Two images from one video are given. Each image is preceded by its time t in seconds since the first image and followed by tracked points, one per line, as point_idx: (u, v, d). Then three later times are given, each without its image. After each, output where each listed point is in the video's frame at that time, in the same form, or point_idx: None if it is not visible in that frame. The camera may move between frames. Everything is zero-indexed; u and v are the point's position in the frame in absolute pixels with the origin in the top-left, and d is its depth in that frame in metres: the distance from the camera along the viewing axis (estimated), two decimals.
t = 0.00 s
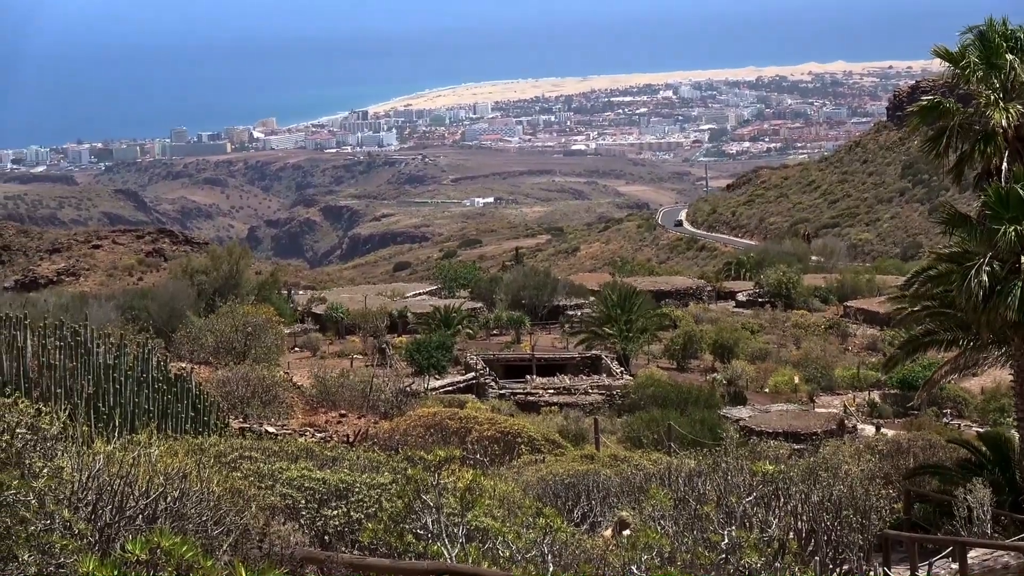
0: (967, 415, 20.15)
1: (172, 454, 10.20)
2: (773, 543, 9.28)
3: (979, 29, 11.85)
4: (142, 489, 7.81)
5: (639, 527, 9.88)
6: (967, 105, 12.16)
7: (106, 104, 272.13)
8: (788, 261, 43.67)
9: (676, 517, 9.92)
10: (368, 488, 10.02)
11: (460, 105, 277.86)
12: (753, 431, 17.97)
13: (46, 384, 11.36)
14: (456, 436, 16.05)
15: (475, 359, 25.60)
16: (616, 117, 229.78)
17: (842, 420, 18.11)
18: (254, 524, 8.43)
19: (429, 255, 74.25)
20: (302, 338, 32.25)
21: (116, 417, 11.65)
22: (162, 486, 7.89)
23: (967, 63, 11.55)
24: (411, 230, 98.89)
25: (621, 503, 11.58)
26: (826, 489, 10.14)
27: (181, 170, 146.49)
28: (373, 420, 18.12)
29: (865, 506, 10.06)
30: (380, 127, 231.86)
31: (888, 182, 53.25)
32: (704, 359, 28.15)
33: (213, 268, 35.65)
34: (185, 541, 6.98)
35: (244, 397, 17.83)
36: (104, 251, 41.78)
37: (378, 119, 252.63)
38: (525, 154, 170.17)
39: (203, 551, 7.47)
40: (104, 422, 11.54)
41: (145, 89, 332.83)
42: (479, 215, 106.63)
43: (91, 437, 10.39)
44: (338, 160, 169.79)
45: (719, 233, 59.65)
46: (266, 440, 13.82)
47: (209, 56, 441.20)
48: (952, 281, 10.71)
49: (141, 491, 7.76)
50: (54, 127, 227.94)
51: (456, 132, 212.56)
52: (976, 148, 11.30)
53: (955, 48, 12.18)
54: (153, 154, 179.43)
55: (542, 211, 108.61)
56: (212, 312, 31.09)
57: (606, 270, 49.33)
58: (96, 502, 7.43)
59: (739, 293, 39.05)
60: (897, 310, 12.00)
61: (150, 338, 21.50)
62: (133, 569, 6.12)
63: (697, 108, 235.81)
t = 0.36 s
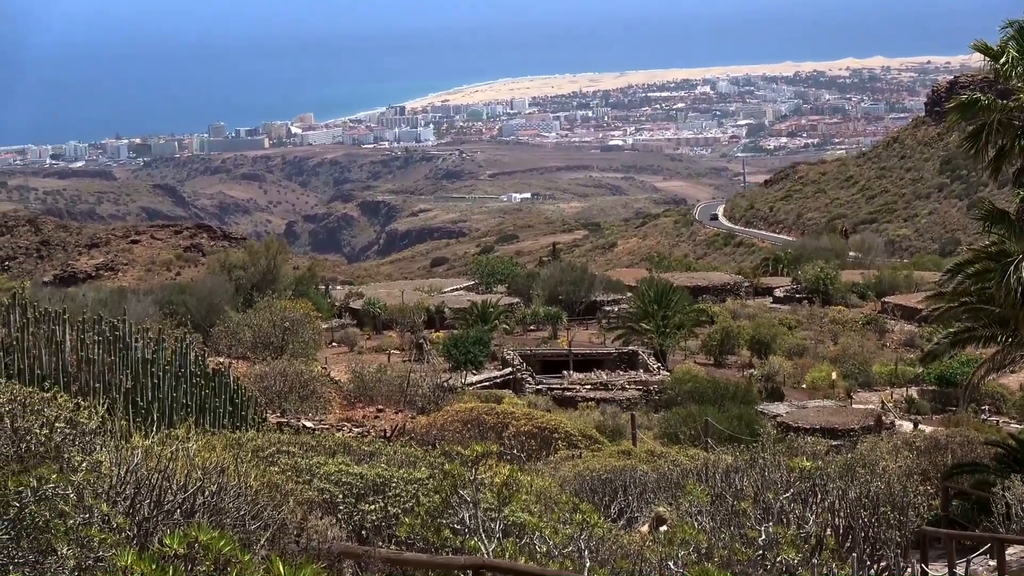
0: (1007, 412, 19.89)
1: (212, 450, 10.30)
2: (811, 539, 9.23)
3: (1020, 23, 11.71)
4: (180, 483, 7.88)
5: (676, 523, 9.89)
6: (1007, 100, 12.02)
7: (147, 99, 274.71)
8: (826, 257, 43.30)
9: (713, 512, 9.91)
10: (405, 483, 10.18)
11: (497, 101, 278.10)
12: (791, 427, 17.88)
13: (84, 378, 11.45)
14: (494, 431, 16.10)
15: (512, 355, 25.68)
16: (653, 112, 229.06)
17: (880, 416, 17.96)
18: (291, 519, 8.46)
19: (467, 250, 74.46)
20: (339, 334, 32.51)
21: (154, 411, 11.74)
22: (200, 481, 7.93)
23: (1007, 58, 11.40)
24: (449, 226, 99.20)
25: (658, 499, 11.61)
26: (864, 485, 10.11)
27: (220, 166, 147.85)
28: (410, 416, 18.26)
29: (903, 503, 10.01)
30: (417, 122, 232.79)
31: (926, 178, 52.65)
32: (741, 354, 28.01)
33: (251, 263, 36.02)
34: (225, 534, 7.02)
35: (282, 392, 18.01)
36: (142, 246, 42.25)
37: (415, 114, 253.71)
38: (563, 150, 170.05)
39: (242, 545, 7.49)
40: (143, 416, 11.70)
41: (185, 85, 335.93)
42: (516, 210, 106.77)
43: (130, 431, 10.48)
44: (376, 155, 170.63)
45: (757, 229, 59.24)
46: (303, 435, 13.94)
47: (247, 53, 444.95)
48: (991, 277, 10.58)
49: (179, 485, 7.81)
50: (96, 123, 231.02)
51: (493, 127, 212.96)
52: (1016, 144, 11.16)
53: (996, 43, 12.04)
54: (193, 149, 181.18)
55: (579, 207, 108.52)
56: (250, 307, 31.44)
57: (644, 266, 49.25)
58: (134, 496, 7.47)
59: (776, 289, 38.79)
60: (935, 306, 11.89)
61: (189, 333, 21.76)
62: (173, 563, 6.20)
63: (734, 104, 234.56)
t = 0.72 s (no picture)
0: None
1: (250, 444, 10.44)
2: (849, 535, 9.20)
3: None
4: (217, 477, 7.98)
5: (714, 519, 9.91)
6: None
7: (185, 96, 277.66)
8: (864, 252, 42.85)
9: (750, 508, 9.90)
10: (442, 478, 10.29)
11: (534, 96, 277.98)
12: (829, 423, 17.76)
13: (123, 373, 11.72)
14: (531, 426, 16.16)
15: (549, 349, 25.72)
16: (691, 107, 227.80)
17: (919, 412, 17.80)
18: (329, 513, 8.48)
19: (504, 244, 74.54)
20: (377, 328, 32.72)
21: (191, 406, 12.00)
22: (237, 475, 8.04)
23: None
24: (485, 221, 99.38)
25: (695, 495, 11.63)
26: (902, 482, 10.08)
27: (258, 160, 149.09)
28: (447, 410, 18.40)
29: (941, 499, 9.95)
30: (455, 117, 233.46)
31: (965, 173, 51.96)
32: (779, 350, 27.83)
33: (289, 257, 36.35)
34: (262, 529, 7.04)
35: (319, 386, 18.21)
36: (180, 241, 42.76)
37: (453, 109, 254.29)
38: (600, 145, 169.65)
39: (280, 540, 7.55)
40: (180, 411, 11.92)
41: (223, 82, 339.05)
42: (553, 205, 106.69)
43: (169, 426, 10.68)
44: (413, 150, 171.28)
45: (794, 224, 58.74)
46: (341, 430, 14.13)
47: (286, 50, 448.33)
48: None
49: (217, 479, 7.92)
50: (137, 121, 233.91)
51: (530, 122, 212.95)
52: None
53: None
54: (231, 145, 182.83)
55: (616, 202, 108.25)
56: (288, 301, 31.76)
57: (680, 262, 49.00)
58: (171, 491, 7.55)
59: (814, 284, 38.45)
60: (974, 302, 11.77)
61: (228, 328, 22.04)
62: (210, 555, 6.05)
63: (771, 99, 232.72)
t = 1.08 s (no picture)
0: None
1: (290, 439, 10.61)
2: (888, 531, 9.15)
3: None
4: (257, 471, 8.08)
5: (753, 515, 9.90)
6: None
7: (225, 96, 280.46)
8: (904, 247, 42.37)
9: (790, 504, 9.88)
10: (481, 473, 10.39)
11: (572, 91, 277.73)
12: (868, 419, 17.63)
13: (164, 367, 11.89)
14: (569, 421, 16.19)
15: (587, 345, 25.73)
16: (730, 103, 226.35)
17: (960, 408, 17.60)
18: (367, 508, 8.56)
19: (543, 240, 74.53)
20: (415, 323, 32.90)
21: (231, 399, 12.19)
22: (276, 470, 8.11)
23: None
24: (524, 216, 99.46)
25: (734, 490, 11.63)
26: (942, 477, 10.02)
27: (298, 155, 150.22)
28: (486, 405, 18.50)
29: (982, 495, 9.90)
30: (494, 112, 233.67)
31: (1008, 169, 51.17)
32: (818, 346, 27.62)
33: (328, 253, 36.65)
34: (300, 524, 7.09)
35: (358, 381, 18.39)
36: (220, 236, 43.27)
37: (491, 104, 254.73)
38: (638, 140, 169.13)
39: (320, 534, 7.65)
40: (220, 404, 12.10)
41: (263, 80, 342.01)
42: (591, 201, 106.53)
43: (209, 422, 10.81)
44: (452, 145, 171.67)
45: (832, 220, 58.17)
46: (381, 424, 14.28)
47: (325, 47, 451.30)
48: None
49: (256, 473, 8.02)
50: (179, 119, 236.81)
51: (568, 117, 212.72)
52: None
53: None
54: (271, 140, 184.39)
55: (655, 197, 107.85)
56: (326, 296, 32.02)
57: (719, 257, 48.74)
58: (212, 484, 7.69)
59: (854, 280, 38.07)
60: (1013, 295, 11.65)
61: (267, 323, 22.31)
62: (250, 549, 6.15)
63: (811, 94, 230.49)
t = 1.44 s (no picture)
0: None
1: (334, 434, 10.81)
2: (929, 527, 9.13)
3: None
4: (300, 465, 8.23)
5: (794, 510, 9.95)
6: None
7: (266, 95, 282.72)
8: (947, 243, 41.84)
9: (831, 500, 9.92)
10: (522, 469, 10.54)
11: (613, 87, 276.97)
12: (910, 415, 17.51)
13: (204, 362, 12.17)
14: (610, 417, 16.22)
15: (629, 341, 25.73)
16: (772, 98, 224.62)
17: (1004, 404, 17.42)
18: (409, 502, 8.74)
19: (584, 235, 74.48)
20: (456, 318, 33.12)
21: (273, 394, 12.42)
22: (318, 464, 8.26)
23: None
24: (565, 212, 99.45)
25: (775, 486, 11.64)
26: (983, 474, 9.98)
27: (339, 151, 151.38)
28: (527, 401, 18.63)
29: None
30: (534, 108, 233.68)
31: None
32: (860, 341, 27.40)
33: (369, 248, 36.97)
34: (341, 519, 7.22)
35: (400, 376, 18.61)
36: (261, 231, 43.79)
37: (532, 100, 254.85)
38: (679, 135, 168.37)
39: (361, 529, 7.83)
40: (262, 399, 12.33)
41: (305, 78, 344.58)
42: (633, 196, 106.20)
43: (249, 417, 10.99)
44: (493, 140, 172.03)
45: (874, 216, 57.55)
46: (421, 419, 14.49)
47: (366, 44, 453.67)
48: None
49: (298, 467, 8.16)
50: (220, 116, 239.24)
51: (609, 113, 212.25)
52: None
53: None
54: (313, 135, 185.70)
55: (696, 192, 107.31)
56: (368, 292, 32.34)
57: (759, 253, 48.43)
58: (254, 480, 7.86)
59: (896, 275, 37.70)
60: None
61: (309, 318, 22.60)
62: (290, 544, 6.37)
63: (853, 90, 228.19)
